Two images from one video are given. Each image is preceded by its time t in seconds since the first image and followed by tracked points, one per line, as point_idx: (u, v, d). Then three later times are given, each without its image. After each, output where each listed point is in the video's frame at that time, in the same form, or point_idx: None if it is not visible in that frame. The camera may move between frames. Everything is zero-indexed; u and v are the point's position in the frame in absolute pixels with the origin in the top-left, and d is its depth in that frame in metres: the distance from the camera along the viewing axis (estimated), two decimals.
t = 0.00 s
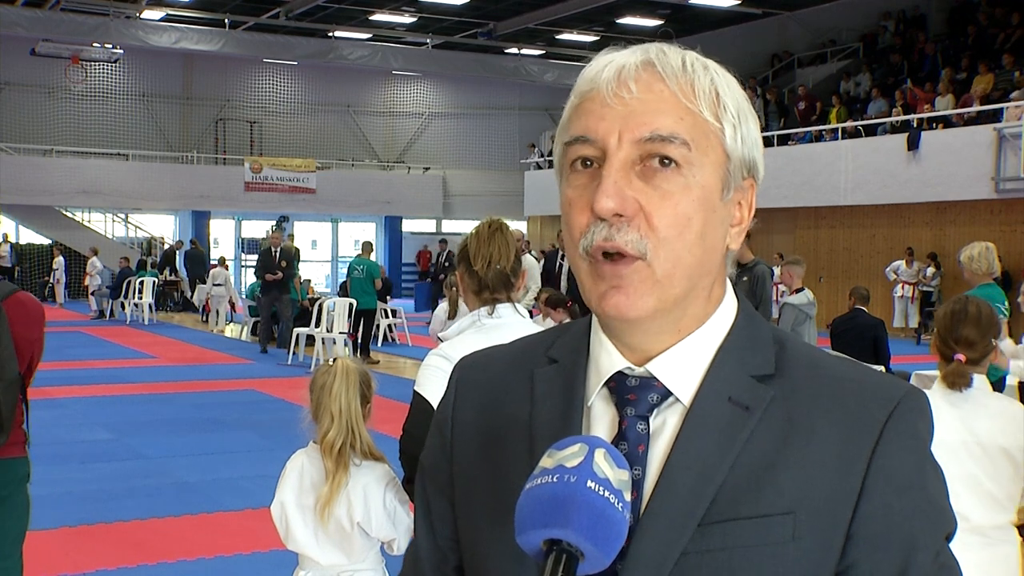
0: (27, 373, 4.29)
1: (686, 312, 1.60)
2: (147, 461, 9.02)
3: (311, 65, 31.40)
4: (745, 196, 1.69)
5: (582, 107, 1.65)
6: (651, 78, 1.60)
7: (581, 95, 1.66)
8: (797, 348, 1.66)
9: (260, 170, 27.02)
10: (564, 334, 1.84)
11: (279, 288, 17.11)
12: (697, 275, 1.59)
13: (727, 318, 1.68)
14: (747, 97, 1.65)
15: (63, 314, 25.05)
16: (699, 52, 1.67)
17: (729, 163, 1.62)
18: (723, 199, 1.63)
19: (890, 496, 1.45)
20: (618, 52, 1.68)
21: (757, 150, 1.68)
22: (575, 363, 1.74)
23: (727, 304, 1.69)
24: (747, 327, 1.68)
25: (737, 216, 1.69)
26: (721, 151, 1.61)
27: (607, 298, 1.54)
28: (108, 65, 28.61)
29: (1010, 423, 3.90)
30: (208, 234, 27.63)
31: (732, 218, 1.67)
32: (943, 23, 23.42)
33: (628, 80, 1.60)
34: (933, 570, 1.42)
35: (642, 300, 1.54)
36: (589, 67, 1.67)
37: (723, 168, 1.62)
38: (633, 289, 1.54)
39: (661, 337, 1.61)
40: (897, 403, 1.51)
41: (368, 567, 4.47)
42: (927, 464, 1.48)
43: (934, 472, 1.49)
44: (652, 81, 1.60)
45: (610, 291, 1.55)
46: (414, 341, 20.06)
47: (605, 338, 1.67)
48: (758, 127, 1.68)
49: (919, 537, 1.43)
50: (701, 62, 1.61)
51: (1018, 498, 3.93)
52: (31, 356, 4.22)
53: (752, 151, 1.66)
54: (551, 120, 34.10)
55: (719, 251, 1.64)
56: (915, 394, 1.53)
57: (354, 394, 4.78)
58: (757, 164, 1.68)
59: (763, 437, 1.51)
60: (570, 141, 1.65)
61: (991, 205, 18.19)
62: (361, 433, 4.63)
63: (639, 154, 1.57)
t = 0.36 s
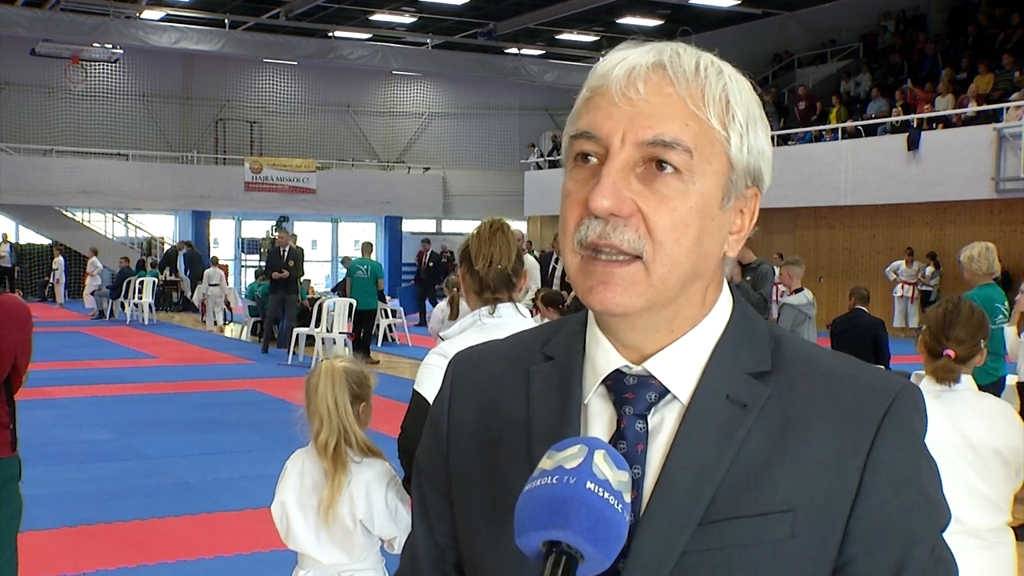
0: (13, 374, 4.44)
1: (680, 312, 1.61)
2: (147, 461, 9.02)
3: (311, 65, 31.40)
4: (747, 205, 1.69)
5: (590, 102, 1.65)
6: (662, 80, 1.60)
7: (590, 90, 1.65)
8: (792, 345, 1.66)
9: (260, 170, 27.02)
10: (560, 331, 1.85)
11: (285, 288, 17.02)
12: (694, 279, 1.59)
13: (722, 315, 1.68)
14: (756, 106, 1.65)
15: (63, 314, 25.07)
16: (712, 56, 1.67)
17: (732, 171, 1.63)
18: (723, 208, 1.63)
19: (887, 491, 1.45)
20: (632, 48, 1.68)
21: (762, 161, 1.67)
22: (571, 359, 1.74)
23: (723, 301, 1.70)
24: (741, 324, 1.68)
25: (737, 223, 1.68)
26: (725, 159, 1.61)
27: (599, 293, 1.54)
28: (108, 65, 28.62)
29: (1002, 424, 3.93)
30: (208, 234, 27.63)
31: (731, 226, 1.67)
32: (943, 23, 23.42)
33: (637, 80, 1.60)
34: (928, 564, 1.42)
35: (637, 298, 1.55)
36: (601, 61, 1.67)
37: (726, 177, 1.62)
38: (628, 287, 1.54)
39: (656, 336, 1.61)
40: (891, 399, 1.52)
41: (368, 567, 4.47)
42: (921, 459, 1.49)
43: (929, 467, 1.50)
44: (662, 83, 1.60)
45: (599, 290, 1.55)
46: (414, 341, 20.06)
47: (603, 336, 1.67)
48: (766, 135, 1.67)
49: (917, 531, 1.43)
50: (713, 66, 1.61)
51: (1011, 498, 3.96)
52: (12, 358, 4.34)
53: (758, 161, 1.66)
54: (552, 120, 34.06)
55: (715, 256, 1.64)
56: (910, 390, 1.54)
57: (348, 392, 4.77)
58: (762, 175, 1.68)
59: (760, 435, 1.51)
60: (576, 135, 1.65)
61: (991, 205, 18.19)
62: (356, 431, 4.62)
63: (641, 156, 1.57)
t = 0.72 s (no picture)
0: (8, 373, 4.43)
1: (685, 312, 1.60)
2: (147, 462, 9.02)
3: (311, 65, 31.39)
4: (755, 208, 1.68)
5: (602, 100, 1.63)
6: (675, 81, 1.59)
7: (603, 87, 1.64)
8: (798, 341, 1.66)
9: (260, 170, 27.02)
10: (563, 328, 1.85)
11: (284, 288, 17.01)
12: (699, 281, 1.59)
13: (727, 309, 1.69)
14: (766, 108, 1.65)
15: (63, 314, 25.07)
16: (725, 58, 1.66)
17: (741, 176, 1.62)
18: (731, 213, 1.62)
19: (893, 488, 1.45)
20: (647, 46, 1.66)
21: (771, 165, 1.67)
22: (576, 356, 1.74)
23: (727, 297, 1.70)
24: (746, 321, 1.68)
25: (744, 226, 1.68)
26: (735, 163, 1.61)
27: (605, 291, 1.54)
28: (108, 65, 28.62)
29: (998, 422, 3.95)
30: (207, 234, 27.64)
31: (738, 229, 1.66)
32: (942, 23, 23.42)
33: (651, 81, 1.59)
34: (935, 559, 1.43)
35: (642, 297, 1.54)
36: (615, 58, 1.65)
37: (735, 182, 1.62)
38: (633, 288, 1.54)
39: (659, 335, 1.61)
40: (897, 393, 1.51)
41: (367, 566, 4.48)
42: (927, 453, 1.49)
43: (934, 462, 1.50)
44: (676, 84, 1.58)
45: (605, 290, 1.54)
46: (414, 341, 20.06)
47: (608, 332, 1.67)
48: (776, 138, 1.67)
49: (922, 524, 1.44)
50: (727, 69, 1.60)
51: (1010, 496, 3.97)
52: (7, 359, 4.33)
53: (768, 165, 1.66)
54: (552, 120, 34.08)
55: (721, 258, 1.63)
56: (913, 383, 1.54)
57: (342, 390, 4.75)
58: (770, 178, 1.68)
59: (767, 432, 1.50)
60: (586, 132, 1.64)
61: (991, 205, 18.19)
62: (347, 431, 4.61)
63: (653, 157, 1.56)
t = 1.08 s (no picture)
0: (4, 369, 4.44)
1: (683, 319, 1.60)
2: (148, 461, 9.03)
3: (311, 65, 31.39)
4: (755, 217, 1.67)
5: (604, 108, 1.61)
6: (678, 91, 1.57)
7: (604, 95, 1.61)
8: (795, 343, 1.66)
9: (260, 170, 27.03)
10: (563, 330, 1.85)
11: (280, 288, 17.02)
12: (699, 288, 1.58)
13: (726, 311, 1.68)
14: (768, 117, 1.63)
15: (62, 314, 25.06)
16: (728, 65, 1.64)
17: (742, 185, 1.61)
18: (732, 222, 1.61)
19: (889, 488, 1.46)
20: (650, 54, 1.64)
21: (773, 173, 1.65)
22: (575, 358, 1.74)
23: (726, 301, 1.69)
24: (744, 323, 1.68)
25: (743, 234, 1.66)
26: (736, 173, 1.59)
27: (604, 300, 1.53)
28: (107, 65, 28.63)
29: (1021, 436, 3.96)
30: (207, 234, 27.67)
31: (737, 238, 1.65)
32: (942, 23, 23.43)
33: (654, 90, 1.57)
34: (933, 560, 1.43)
35: (641, 306, 1.53)
36: (618, 65, 1.63)
37: (736, 191, 1.60)
38: (632, 295, 1.53)
39: (657, 339, 1.60)
40: (893, 396, 1.52)
41: (367, 565, 4.49)
42: (922, 456, 1.49)
43: (930, 465, 1.50)
44: (678, 94, 1.56)
45: (604, 299, 1.53)
46: (414, 341, 20.06)
47: (606, 335, 1.67)
48: (777, 148, 1.65)
49: (917, 524, 1.45)
50: (730, 79, 1.58)
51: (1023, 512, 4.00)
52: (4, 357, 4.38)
53: (769, 174, 1.64)
54: (552, 120, 34.12)
55: (721, 266, 1.62)
56: (912, 386, 1.54)
57: (347, 391, 4.73)
58: (771, 187, 1.66)
59: (764, 433, 1.51)
60: (588, 139, 1.62)
61: (991, 205, 18.21)
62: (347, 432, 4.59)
63: (654, 167, 1.54)
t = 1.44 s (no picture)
0: None
1: (673, 325, 1.58)
2: (148, 462, 9.02)
3: (311, 65, 31.38)
4: (747, 221, 1.65)
5: (594, 113, 1.61)
6: (667, 96, 1.56)
7: (595, 100, 1.61)
8: (791, 349, 1.64)
9: (260, 170, 27.02)
10: (561, 337, 1.84)
11: (277, 289, 17.01)
12: (689, 294, 1.56)
13: (720, 317, 1.67)
14: (760, 120, 1.61)
15: (63, 314, 25.05)
16: (719, 69, 1.63)
17: (732, 190, 1.59)
18: (722, 227, 1.59)
19: (881, 493, 1.43)
20: (641, 59, 1.63)
21: (764, 178, 1.63)
22: (572, 364, 1.73)
23: (721, 305, 1.68)
24: (740, 329, 1.66)
25: (735, 239, 1.64)
26: (726, 178, 1.57)
27: (594, 306, 1.52)
28: (108, 65, 28.64)
29: None
30: (208, 234, 27.69)
31: (729, 241, 1.63)
32: (943, 23, 23.42)
33: (642, 96, 1.56)
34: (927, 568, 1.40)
35: (630, 311, 1.52)
36: (608, 71, 1.62)
37: (726, 197, 1.58)
38: (621, 301, 1.51)
39: (649, 344, 1.59)
40: (887, 401, 1.50)
41: (372, 567, 4.48)
42: (918, 461, 1.46)
43: (929, 469, 1.47)
44: (667, 99, 1.55)
45: (594, 303, 1.51)
46: (414, 341, 20.06)
47: (600, 341, 1.66)
48: (770, 151, 1.64)
49: (911, 531, 1.41)
50: (721, 82, 1.57)
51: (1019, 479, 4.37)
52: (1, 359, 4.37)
53: (760, 178, 1.63)
54: (552, 120, 34.13)
55: (713, 272, 1.61)
56: (908, 390, 1.52)
57: (372, 395, 4.77)
58: (763, 193, 1.65)
59: (756, 438, 1.49)
60: (578, 145, 1.62)
61: (992, 205, 18.19)
62: (372, 434, 4.61)
63: (642, 173, 1.54)
